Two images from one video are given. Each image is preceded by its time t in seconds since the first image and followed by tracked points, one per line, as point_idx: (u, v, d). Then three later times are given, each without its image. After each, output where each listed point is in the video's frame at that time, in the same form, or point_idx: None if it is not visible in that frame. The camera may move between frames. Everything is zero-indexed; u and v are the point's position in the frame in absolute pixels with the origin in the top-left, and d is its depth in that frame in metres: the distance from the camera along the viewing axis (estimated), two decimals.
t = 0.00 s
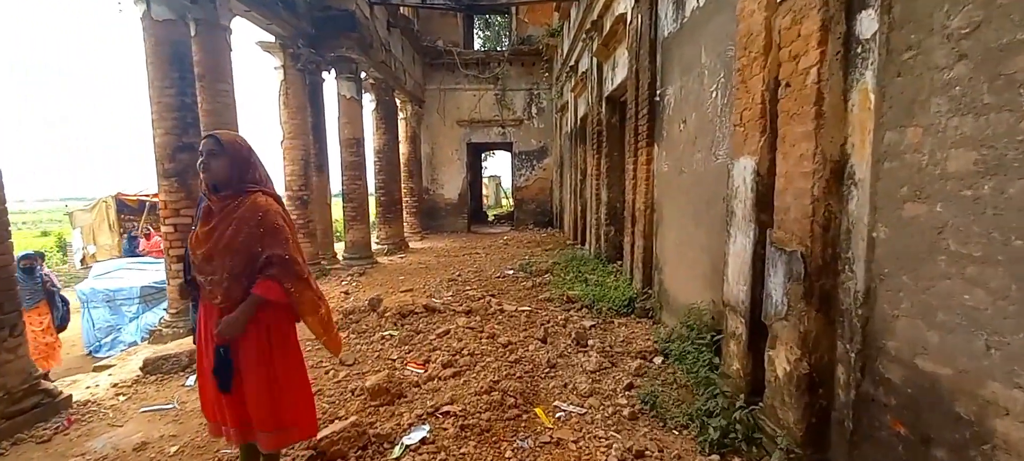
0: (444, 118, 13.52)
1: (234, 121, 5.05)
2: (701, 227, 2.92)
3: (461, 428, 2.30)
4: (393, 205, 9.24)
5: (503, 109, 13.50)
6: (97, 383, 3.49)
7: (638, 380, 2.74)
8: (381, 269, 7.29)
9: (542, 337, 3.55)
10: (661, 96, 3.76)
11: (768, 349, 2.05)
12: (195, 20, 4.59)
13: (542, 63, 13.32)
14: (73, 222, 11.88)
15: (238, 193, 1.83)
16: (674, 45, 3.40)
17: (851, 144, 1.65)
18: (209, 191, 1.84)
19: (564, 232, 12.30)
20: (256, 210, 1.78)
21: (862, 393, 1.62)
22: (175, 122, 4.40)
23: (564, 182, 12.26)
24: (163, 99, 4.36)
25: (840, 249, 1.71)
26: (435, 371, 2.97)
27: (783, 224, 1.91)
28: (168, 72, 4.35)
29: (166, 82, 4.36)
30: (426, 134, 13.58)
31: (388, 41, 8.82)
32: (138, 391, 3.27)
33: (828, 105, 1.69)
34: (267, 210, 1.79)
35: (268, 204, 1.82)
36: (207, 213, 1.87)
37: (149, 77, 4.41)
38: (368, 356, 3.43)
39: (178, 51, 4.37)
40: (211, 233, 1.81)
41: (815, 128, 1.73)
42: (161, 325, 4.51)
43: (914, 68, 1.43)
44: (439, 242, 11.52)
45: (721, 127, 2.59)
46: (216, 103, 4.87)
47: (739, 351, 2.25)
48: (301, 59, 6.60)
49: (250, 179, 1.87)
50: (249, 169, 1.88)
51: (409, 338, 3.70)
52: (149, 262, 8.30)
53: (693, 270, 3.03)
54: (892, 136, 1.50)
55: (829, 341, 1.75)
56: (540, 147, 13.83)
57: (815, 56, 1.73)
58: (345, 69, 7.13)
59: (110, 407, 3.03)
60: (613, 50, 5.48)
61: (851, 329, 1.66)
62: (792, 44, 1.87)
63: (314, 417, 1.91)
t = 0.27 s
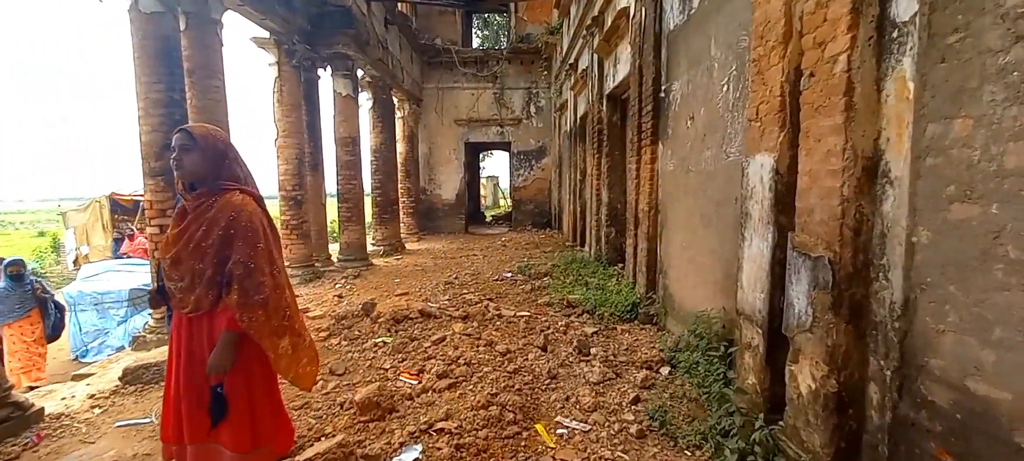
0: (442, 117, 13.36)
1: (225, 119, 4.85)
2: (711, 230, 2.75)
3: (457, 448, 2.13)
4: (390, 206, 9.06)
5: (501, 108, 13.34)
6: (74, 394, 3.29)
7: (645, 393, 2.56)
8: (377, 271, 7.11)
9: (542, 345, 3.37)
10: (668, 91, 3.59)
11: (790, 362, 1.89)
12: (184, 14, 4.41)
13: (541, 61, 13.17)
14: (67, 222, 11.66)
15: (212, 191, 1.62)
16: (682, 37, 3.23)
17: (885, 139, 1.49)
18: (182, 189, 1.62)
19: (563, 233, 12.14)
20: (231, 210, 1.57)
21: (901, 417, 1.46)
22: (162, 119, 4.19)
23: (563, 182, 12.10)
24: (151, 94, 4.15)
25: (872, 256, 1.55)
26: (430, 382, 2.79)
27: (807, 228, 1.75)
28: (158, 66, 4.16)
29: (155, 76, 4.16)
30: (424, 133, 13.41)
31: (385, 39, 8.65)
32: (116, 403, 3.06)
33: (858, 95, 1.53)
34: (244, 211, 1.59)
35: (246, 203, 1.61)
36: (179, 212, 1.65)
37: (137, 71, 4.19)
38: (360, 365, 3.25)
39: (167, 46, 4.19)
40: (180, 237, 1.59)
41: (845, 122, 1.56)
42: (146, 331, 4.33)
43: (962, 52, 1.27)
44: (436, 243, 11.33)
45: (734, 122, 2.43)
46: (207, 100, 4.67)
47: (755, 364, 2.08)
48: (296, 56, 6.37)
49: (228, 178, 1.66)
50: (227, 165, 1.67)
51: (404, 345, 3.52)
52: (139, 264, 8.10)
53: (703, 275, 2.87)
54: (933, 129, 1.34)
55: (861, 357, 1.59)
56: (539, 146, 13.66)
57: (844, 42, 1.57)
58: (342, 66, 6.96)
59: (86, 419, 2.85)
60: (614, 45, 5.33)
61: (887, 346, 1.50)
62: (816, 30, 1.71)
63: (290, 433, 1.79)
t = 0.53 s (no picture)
0: (438, 115, 13.18)
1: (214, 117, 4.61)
2: (723, 234, 2.58)
3: None
4: (385, 206, 8.87)
5: (499, 107, 13.17)
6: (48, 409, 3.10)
7: (652, 407, 2.40)
8: (371, 273, 6.92)
9: (541, 354, 3.21)
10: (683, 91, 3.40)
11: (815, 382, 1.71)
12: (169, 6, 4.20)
13: (540, 59, 13.00)
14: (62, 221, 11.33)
15: (179, 198, 1.46)
16: (692, 32, 3.07)
17: (936, 139, 1.34)
18: (146, 197, 1.47)
19: (561, 233, 11.99)
20: (199, 221, 1.42)
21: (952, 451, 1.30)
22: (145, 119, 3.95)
23: (562, 182, 11.95)
24: (132, 92, 3.90)
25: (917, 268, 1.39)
26: (423, 398, 2.62)
27: (841, 236, 1.59)
28: (138, 62, 3.90)
29: (135, 74, 3.91)
30: (420, 132, 13.22)
31: (381, 35, 8.44)
32: (90, 419, 2.86)
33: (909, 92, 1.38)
34: (215, 223, 1.44)
35: (218, 213, 1.47)
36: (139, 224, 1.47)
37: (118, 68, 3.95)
38: (350, 377, 3.08)
39: (149, 40, 3.94)
40: (140, 254, 1.42)
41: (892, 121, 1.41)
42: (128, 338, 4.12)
43: None
44: (432, 244, 11.12)
45: (752, 120, 2.26)
46: (195, 97, 4.42)
47: (774, 379, 1.91)
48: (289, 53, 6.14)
49: (197, 184, 1.50)
50: (196, 170, 1.51)
51: (396, 354, 3.35)
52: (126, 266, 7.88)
53: (713, 283, 2.70)
54: (999, 129, 1.19)
55: (903, 380, 1.43)
56: (537, 145, 13.49)
57: (888, 33, 1.41)
58: (337, 63, 6.71)
59: (56, 437, 2.66)
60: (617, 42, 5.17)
61: (935, 369, 1.33)
62: (854, 19, 1.55)
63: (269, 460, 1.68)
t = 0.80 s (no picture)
0: (436, 114, 13.03)
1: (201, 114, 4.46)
2: (734, 236, 2.44)
3: None
4: (381, 206, 8.72)
5: (497, 105, 13.03)
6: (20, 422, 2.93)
7: (660, 422, 2.25)
8: (366, 275, 6.77)
9: (541, 363, 3.07)
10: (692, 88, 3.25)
11: (841, 400, 1.57)
12: None
13: (539, 57, 12.86)
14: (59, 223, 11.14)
15: (138, 199, 1.35)
16: (700, 24, 2.92)
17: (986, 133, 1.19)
18: (104, 198, 1.37)
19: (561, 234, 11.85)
20: (159, 226, 1.31)
21: None
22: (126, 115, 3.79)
23: (562, 182, 11.81)
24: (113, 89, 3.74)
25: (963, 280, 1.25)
26: (416, 412, 2.47)
27: (873, 241, 1.45)
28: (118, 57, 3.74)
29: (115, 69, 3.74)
30: (418, 131, 13.07)
31: (378, 32, 8.29)
32: (64, 434, 2.70)
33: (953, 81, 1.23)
34: (176, 228, 1.32)
35: (181, 217, 1.35)
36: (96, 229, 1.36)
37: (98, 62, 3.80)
38: (340, 388, 2.93)
39: (131, 33, 3.77)
40: (93, 264, 1.30)
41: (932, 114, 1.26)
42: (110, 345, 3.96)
43: None
44: (430, 245, 10.98)
45: (767, 115, 2.12)
46: (179, 93, 4.25)
47: (792, 395, 1.77)
48: (283, 49, 5.96)
49: (161, 184, 1.39)
50: (159, 168, 1.40)
51: (389, 362, 3.20)
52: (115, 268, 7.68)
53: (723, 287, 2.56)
54: None
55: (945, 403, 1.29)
56: (536, 145, 13.35)
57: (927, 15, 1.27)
58: (331, 61, 6.50)
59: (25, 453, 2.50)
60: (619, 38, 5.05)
61: (985, 392, 1.19)
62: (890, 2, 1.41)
63: None
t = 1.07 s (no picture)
0: (434, 114, 12.89)
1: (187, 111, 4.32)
2: (745, 240, 2.28)
3: None
4: (378, 206, 8.57)
5: (497, 104, 12.89)
6: None
7: (667, 442, 2.10)
8: (362, 277, 6.61)
9: (540, 373, 2.91)
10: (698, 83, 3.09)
11: (877, 427, 1.41)
12: None
13: (538, 55, 12.72)
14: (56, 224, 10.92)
15: (78, 198, 1.24)
16: (707, 14, 2.76)
17: None
18: (42, 197, 1.27)
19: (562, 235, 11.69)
20: (99, 229, 1.19)
21: None
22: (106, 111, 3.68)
23: (562, 182, 11.66)
24: (92, 83, 3.63)
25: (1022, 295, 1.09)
26: (405, 428, 2.32)
27: (914, 249, 1.29)
28: (97, 51, 3.62)
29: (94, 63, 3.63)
30: (416, 131, 12.93)
31: (374, 29, 8.14)
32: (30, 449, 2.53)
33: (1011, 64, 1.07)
34: (117, 231, 1.20)
35: (123, 218, 1.23)
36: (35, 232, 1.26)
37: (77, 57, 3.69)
38: (327, 399, 2.78)
39: (111, 27, 3.65)
40: (27, 274, 1.19)
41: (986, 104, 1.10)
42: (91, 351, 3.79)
43: None
44: (429, 246, 10.82)
45: (782, 108, 1.95)
46: (164, 90, 4.12)
47: (816, 419, 1.61)
48: (274, 46, 5.82)
49: (104, 182, 1.29)
50: (102, 162, 1.30)
51: (380, 371, 3.05)
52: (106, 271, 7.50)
53: (735, 295, 2.40)
54: None
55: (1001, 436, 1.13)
56: (536, 144, 13.19)
57: None
58: (324, 57, 6.31)
59: None
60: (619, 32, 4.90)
61: None
62: None
63: None
